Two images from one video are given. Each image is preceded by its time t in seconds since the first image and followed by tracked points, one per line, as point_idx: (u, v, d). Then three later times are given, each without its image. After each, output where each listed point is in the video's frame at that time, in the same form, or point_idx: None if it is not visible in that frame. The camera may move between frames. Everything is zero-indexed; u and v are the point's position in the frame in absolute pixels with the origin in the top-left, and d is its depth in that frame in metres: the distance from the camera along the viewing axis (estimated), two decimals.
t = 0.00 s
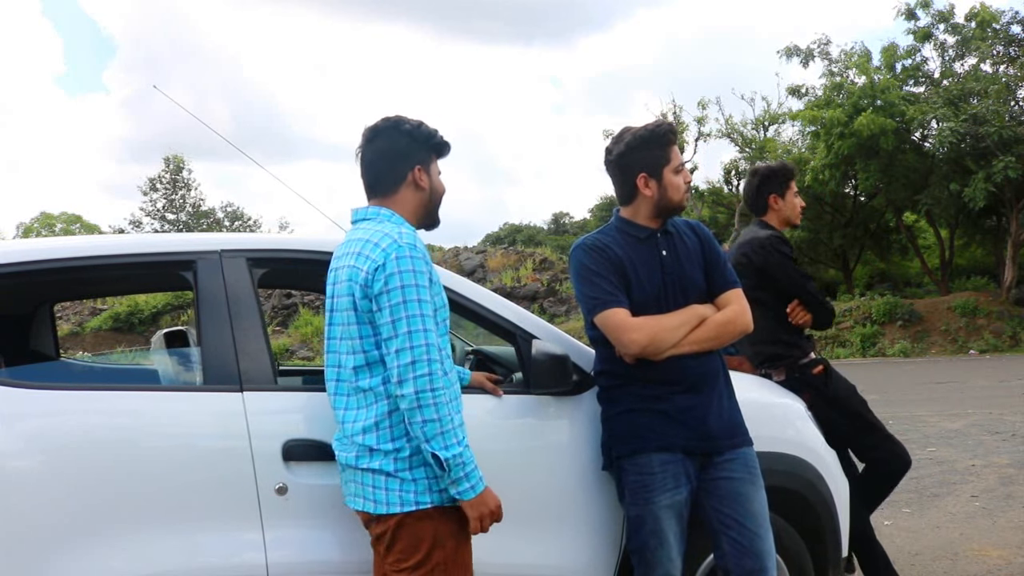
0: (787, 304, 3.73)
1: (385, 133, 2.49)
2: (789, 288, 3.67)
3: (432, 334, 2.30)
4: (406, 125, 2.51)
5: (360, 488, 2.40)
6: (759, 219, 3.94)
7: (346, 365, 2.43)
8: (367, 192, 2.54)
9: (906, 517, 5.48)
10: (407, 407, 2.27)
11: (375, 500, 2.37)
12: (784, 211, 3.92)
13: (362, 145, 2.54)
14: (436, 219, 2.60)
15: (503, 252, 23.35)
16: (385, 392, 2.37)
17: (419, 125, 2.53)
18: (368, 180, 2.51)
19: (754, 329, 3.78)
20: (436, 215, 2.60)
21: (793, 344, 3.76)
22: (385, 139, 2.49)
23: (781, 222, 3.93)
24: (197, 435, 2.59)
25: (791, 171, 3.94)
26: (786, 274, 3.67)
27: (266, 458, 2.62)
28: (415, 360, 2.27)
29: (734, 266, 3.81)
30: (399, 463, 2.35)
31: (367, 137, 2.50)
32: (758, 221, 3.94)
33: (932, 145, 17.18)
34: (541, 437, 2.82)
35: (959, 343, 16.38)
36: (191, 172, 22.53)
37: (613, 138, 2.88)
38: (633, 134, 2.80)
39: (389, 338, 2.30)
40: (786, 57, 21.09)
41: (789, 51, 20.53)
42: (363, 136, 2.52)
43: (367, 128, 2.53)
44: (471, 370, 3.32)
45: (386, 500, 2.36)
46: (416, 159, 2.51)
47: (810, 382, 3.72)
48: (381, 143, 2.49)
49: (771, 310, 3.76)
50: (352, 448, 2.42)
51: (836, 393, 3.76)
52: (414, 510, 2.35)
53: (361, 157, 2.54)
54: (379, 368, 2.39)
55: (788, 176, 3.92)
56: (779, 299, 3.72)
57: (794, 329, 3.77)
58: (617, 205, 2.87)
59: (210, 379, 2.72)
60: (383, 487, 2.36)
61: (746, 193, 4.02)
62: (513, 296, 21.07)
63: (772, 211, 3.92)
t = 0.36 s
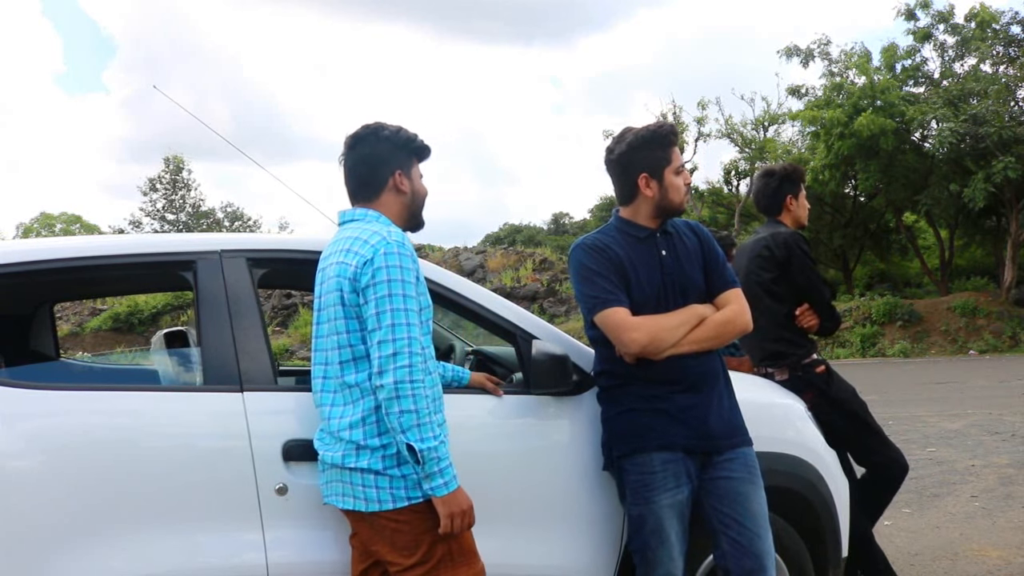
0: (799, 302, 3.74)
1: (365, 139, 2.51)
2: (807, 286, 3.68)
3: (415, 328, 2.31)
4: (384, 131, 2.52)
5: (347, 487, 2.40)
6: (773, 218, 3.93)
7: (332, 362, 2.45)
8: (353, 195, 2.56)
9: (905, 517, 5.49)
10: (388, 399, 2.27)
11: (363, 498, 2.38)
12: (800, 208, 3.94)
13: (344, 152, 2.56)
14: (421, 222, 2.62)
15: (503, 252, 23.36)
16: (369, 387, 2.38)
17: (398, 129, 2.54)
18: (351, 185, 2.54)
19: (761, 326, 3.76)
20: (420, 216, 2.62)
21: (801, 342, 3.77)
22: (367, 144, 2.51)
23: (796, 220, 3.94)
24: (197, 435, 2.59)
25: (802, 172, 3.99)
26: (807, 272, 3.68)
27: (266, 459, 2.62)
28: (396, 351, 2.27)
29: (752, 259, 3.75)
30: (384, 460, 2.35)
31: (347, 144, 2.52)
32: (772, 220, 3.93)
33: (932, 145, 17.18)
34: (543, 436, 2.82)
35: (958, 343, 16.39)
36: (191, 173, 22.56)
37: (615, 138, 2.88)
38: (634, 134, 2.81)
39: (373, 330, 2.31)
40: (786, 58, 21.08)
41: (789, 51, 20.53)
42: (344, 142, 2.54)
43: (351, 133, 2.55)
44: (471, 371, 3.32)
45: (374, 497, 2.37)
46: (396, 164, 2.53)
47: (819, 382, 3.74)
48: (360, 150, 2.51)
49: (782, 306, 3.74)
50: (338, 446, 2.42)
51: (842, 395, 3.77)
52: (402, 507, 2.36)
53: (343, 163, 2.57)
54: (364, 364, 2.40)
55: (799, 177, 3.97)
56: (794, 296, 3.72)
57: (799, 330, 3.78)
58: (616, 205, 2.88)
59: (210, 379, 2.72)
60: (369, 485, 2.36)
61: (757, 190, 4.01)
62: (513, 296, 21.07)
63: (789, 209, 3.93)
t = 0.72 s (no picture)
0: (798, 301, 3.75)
1: (355, 141, 2.51)
2: (805, 286, 3.69)
3: (412, 327, 2.31)
4: (375, 133, 2.52)
5: (347, 486, 2.40)
6: (770, 217, 3.94)
7: (331, 363, 2.45)
8: (346, 197, 2.56)
9: (905, 517, 5.49)
10: (388, 398, 2.27)
11: (364, 497, 2.38)
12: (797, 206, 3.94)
13: (335, 155, 2.57)
14: (414, 222, 2.62)
15: (503, 252, 23.36)
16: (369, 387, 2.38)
17: (389, 131, 2.54)
18: (344, 188, 2.55)
19: (760, 327, 3.76)
20: (414, 217, 2.62)
21: (800, 341, 3.78)
22: (357, 147, 2.51)
23: (793, 219, 3.94)
24: (197, 434, 2.59)
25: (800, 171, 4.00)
26: (804, 272, 3.69)
27: (266, 459, 2.62)
28: (395, 351, 2.28)
29: (750, 260, 3.76)
30: (385, 459, 2.35)
31: (338, 147, 2.53)
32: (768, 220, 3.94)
33: (932, 145, 17.18)
34: (543, 436, 2.82)
35: (958, 343, 16.40)
36: (191, 173, 22.60)
37: (614, 138, 2.88)
38: (632, 134, 2.80)
39: (370, 330, 2.31)
40: (786, 58, 21.07)
41: (789, 50, 20.52)
42: (335, 145, 2.55)
43: (341, 135, 2.55)
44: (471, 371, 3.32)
45: (375, 497, 2.37)
46: (387, 164, 2.53)
47: (819, 380, 3.74)
48: (352, 153, 2.52)
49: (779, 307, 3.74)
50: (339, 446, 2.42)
51: (843, 394, 3.78)
52: (404, 506, 2.36)
53: (335, 167, 2.57)
54: (363, 363, 2.41)
55: (797, 176, 3.97)
56: (792, 295, 3.73)
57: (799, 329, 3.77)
58: (616, 206, 2.87)
59: (210, 380, 2.72)
60: (371, 484, 2.36)
61: (755, 191, 4.02)
62: (513, 296, 21.08)
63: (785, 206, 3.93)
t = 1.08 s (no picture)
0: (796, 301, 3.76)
1: (366, 141, 2.52)
2: (802, 285, 3.69)
3: (430, 325, 2.31)
4: (387, 133, 2.53)
5: (368, 486, 2.40)
6: (765, 217, 3.95)
7: (349, 362, 2.45)
8: (359, 197, 2.57)
9: (905, 517, 5.49)
10: (406, 396, 2.28)
11: (383, 497, 2.38)
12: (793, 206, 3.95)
13: (347, 154, 2.58)
14: (429, 219, 2.63)
15: (502, 252, 23.38)
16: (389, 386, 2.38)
17: (401, 130, 2.55)
18: (357, 188, 2.55)
19: (757, 328, 3.76)
20: (427, 216, 2.63)
21: (797, 341, 3.78)
22: (370, 147, 2.52)
23: (789, 219, 3.95)
24: (196, 435, 2.59)
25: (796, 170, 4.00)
26: (801, 272, 3.69)
27: (266, 460, 2.62)
28: (413, 350, 2.28)
29: (746, 261, 3.77)
30: (405, 457, 2.36)
31: (350, 147, 2.54)
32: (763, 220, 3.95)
33: (931, 145, 17.19)
34: (543, 436, 2.82)
35: (958, 343, 16.40)
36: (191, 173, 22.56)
37: (613, 138, 2.88)
38: (632, 134, 2.80)
39: (387, 329, 2.32)
40: (786, 58, 21.06)
41: (789, 51, 20.50)
42: (347, 146, 2.56)
43: (353, 136, 2.55)
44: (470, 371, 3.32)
45: (395, 496, 2.36)
46: (402, 163, 2.54)
47: (815, 382, 3.73)
48: (364, 152, 2.53)
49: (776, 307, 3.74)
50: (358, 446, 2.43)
51: (839, 396, 3.77)
52: (424, 505, 2.36)
53: (347, 166, 2.58)
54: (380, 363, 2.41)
55: (793, 174, 3.97)
56: (789, 295, 3.73)
57: (797, 329, 3.78)
58: (617, 205, 2.87)
59: (209, 380, 2.72)
60: (391, 483, 2.36)
61: (749, 191, 4.03)
62: (512, 296, 21.08)
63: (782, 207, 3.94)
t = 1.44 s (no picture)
0: (800, 303, 3.76)
1: (378, 151, 2.54)
2: (806, 287, 3.69)
3: (454, 329, 2.33)
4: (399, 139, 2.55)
5: (381, 498, 2.39)
6: (768, 216, 3.95)
7: (365, 371, 2.44)
8: (371, 203, 2.57)
9: (904, 517, 5.49)
10: (436, 402, 2.29)
11: (397, 508, 2.36)
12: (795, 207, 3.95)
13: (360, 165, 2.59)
14: (442, 227, 2.64)
15: (501, 253, 23.39)
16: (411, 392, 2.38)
17: (412, 138, 2.56)
18: (369, 197, 2.57)
19: (760, 328, 3.77)
20: (440, 226, 2.63)
21: (800, 344, 3.78)
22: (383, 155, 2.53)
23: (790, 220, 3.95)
24: (195, 435, 2.59)
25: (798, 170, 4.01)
26: (806, 274, 3.69)
27: (265, 460, 2.62)
28: (442, 354, 2.29)
29: (750, 261, 3.77)
30: (423, 466, 2.35)
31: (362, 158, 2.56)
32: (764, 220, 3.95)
33: (931, 145, 17.19)
34: (542, 437, 2.82)
35: (957, 343, 16.42)
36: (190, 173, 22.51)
37: (612, 139, 2.88)
38: (633, 134, 2.81)
39: (411, 334, 2.32)
40: (785, 58, 21.06)
41: (788, 51, 20.49)
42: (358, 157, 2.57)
43: (366, 145, 2.56)
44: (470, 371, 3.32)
45: (410, 507, 2.35)
46: (415, 170, 2.55)
47: (817, 386, 3.74)
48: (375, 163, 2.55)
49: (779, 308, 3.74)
50: (374, 456, 2.42)
51: (840, 399, 3.77)
52: (441, 514, 2.35)
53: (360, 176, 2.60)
54: (399, 370, 2.41)
55: (797, 175, 3.97)
56: (793, 297, 3.73)
57: (799, 330, 3.78)
58: (617, 205, 2.87)
59: (208, 380, 2.72)
60: (406, 494, 2.35)
61: (753, 189, 4.03)
62: (512, 296, 21.07)
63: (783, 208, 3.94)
